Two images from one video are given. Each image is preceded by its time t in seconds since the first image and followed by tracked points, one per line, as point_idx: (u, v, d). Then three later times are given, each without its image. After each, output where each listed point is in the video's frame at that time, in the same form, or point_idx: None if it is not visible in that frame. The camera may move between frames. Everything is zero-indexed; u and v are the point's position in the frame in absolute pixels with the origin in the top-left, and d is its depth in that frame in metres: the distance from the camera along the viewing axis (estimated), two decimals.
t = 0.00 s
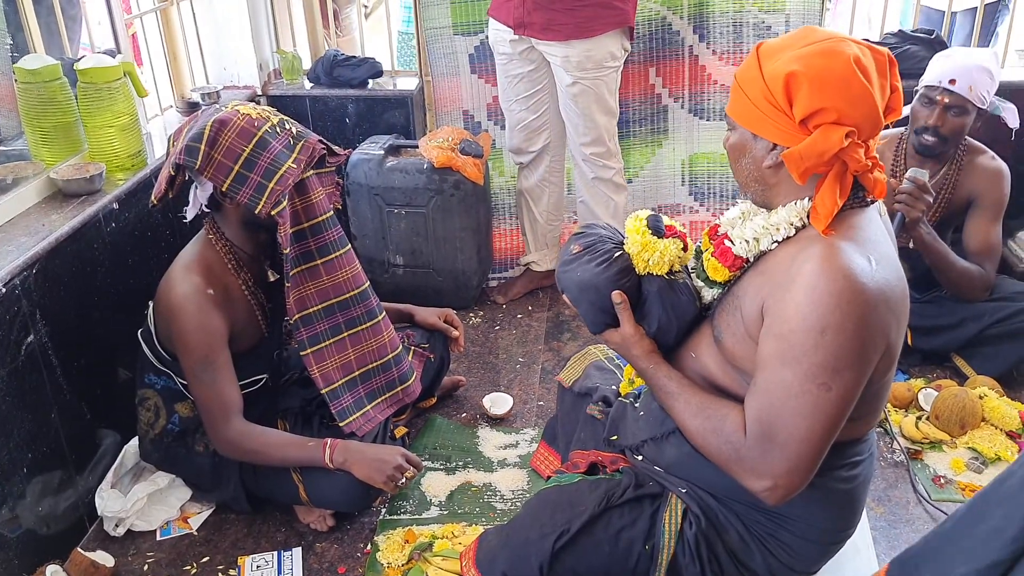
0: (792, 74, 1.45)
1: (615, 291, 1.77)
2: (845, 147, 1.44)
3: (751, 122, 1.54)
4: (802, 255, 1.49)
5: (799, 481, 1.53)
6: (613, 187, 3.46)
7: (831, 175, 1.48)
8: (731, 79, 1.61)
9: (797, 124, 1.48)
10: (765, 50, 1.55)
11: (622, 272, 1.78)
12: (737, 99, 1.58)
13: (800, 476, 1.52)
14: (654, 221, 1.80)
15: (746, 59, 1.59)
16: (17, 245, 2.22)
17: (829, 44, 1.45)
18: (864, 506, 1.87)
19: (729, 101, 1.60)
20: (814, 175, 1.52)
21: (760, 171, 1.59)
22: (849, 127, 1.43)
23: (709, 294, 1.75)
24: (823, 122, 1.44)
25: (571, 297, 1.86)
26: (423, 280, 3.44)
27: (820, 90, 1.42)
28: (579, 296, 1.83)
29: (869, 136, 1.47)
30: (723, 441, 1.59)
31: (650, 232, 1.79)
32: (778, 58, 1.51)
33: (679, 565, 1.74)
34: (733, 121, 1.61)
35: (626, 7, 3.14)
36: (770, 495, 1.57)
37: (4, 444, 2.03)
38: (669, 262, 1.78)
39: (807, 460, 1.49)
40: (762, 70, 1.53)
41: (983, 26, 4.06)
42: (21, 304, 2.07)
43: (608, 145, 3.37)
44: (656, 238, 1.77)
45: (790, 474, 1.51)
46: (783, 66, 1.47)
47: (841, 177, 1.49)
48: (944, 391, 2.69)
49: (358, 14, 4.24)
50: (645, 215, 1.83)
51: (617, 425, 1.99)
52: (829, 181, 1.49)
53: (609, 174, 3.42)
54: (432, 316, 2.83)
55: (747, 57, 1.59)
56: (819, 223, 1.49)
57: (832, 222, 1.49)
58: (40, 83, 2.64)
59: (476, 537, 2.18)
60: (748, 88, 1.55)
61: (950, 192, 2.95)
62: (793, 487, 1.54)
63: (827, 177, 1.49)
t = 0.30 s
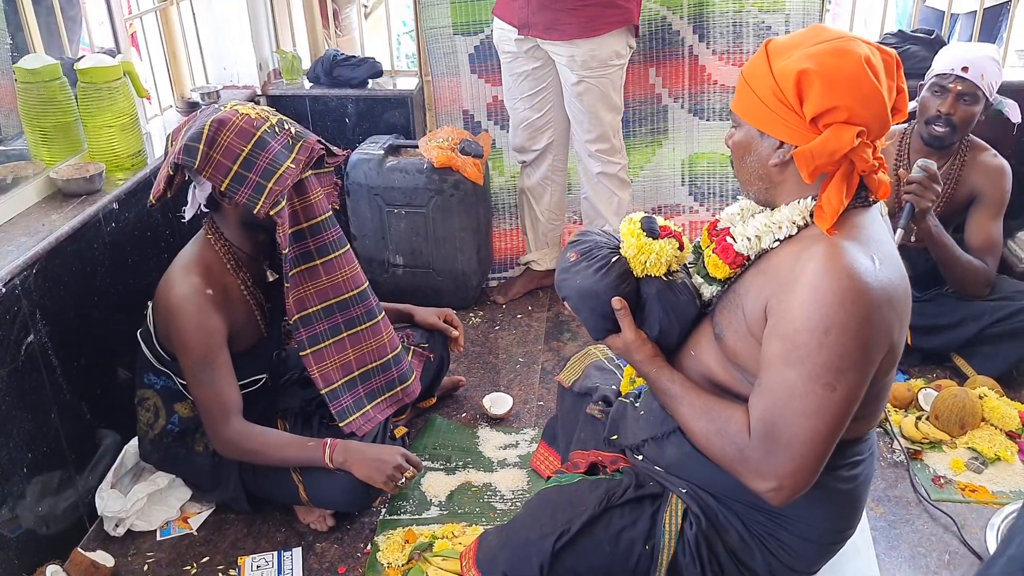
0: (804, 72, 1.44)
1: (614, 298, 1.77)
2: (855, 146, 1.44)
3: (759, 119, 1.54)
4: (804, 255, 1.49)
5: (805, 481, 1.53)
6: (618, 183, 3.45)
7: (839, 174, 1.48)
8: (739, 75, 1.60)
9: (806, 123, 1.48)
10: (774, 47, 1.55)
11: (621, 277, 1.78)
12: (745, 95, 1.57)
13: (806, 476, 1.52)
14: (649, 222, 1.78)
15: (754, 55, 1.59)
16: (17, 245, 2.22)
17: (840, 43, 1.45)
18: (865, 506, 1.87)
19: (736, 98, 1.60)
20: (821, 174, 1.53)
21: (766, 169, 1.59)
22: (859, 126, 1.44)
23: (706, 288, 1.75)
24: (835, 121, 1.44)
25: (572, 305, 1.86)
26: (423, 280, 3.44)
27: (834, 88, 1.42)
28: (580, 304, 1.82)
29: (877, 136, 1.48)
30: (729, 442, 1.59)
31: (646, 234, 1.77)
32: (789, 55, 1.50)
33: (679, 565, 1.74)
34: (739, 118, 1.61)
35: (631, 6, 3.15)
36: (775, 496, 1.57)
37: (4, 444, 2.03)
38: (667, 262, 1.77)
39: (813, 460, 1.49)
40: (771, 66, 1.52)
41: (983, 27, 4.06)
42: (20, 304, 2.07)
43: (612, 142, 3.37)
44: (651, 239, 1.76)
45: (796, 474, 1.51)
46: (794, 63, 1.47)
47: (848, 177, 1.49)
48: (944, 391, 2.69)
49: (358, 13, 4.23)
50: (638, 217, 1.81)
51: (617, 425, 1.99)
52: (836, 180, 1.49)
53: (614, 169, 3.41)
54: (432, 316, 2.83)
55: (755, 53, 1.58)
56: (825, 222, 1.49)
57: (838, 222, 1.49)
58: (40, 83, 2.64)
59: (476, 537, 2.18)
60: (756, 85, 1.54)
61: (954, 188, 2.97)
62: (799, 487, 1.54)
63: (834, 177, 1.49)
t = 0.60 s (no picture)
0: (805, 74, 1.44)
1: (614, 298, 1.77)
2: (857, 149, 1.44)
3: (759, 122, 1.54)
4: (803, 256, 1.50)
5: (805, 482, 1.53)
6: (620, 182, 3.45)
7: (840, 177, 1.49)
8: (737, 76, 1.60)
9: (806, 125, 1.48)
10: (773, 48, 1.55)
11: (621, 279, 1.79)
12: (743, 97, 1.57)
13: (806, 477, 1.52)
14: (647, 224, 1.82)
15: (753, 57, 1.59)
16: (17, 246, 2.22)
17: (840, 45, 1.45)
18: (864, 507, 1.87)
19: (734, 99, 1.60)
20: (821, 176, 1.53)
21: (766, 171, 1.59)
22: (860, 129, 1.44)
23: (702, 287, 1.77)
24: (837, 124, 1.44)
25: (572, 308, 1.86)
26: (423, 280, 3.44)
27: (837, 91, 1.42)
28: (579, 305, 1.83)
29: (877, 138, 1.48)
30: (729, 444, 1.59)
31: (644, 235, 1.80)
32: (789, 57, 1.50)
33: (679, 566, 1.74)
34: (738, 119, 1.61)
35: (636, 6, 3.15)
36: (775, 497, 1.56)
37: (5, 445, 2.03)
38: (666, 263, 1.79)
39: (812, 461, 1.49)
40: (771, 68, 1.52)
41: (983, 28, 4.06)
42: (21, 304, 2.07)
43: (615, 142, 3.37)
44: (650, 241, 1.79)
45: (796, 475, 1.51)
46: (796, 65, 1.47)
47: (849, 179, 1.49)
48: (944, 391, 2.69)
49: (358, 14, 4.24)
50: (636, 220, 1.84)
51: (617, 425, 2.00)
52: (837, 182, 1.49)
53: (617, 167, 3.41)
54: (432, 317, 2.84)
55: (754, 55, 1.58)
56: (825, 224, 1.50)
57: (837, 224, 1.50)
58: (40, 84, 2.64)
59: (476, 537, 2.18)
60: (755, 87, 1.54)
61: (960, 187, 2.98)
62: (799, 488, 1.54)
63: (834, 179, 1.49)
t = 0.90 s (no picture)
0: (801, 73, 1.45)
1: (606, 300, 1.77)
2: (853, 146, 1.45)
3: (753, 120, 1.54)
4: (794, 252, 1.50)
5: (799, 478, 1.53)
6: (618, 181, 3.45)
7: (834, 173, 1.50)
8: (729, 75, 1.61)
9: (801, 122, 1.48)
10: (764, 47, 1.55)
11: (612, 282, 1.78)
12: (736, 96, 1.57)
13: (799, 472, 1.52)
14: (635, 227, 1.80)
15: (745, 55, 1.59)
16: (15, 245, 2.22)
17: (833, 42, 1.46)
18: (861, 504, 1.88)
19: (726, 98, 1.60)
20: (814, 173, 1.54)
21: (760, 169, 1.60)
22: (856, 126, 1.45)
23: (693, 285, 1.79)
24: (833, 121, 1.45)
25: (564, 312, 1.84)
26: (422, 280, 3.45)
27: (833, 88, 1.43)
28: (571, 308, 1.81)
29: (870, 136, 1.50)
30: (722, 440, 1.59)
31: (633, 238, 1.79)
32: (782, 56, 1.50)
33: (676, 564, 1.74)
34: (730, 117, 1.61)
35: (635, 5, 3.15)
36: (769, 493, 1.57)
37: (4, 444, 2.04)
38: (656, 265, 1.78)
39: (805, 456, 1.49)
40: (764, 67, 1.53)
41: (981, 27, 4.06)
42: (20, 304, 2.07)
43: (614, 141, 3.37)
44: (638, 244, 1.78)
45: (789, 470, 1.51)
46: (790, 63, 1.47)
47: (843, 176, 1.50)
48: (942, 389, 2.69)
49: (356, 14, 4.24)
50: (624, 223, 1.83)
51: (616, 425, 2.01)
52: (832, 178, 1.50)
53: (615, 166, 3.41)
54: (430, 316, 2.84)
55: (745, 54, 1.59)
56: (819, 220, 1.50)
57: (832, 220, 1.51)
58: (39, 84, 2.64)
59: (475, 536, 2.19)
60: (748, 85, 1.55)
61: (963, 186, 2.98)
62: (793, 484, 1.54)
63: (828, 176, 1.51)
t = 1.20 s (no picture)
0: (794, 67, 1.46)
1: (572, 294, 1.73)
2: (845, 140, 1.47)
3: (744, 115, 1.55)
4: (782, 246, 1.51)
5: (771, 465, 1.53)
6: (615, 181, 3.45)
7: (826, 167, 1.51)
8: (720, 70, 1.61)
9: (793, 117, 1.49)
10: (756, 41, 1.56)
11: (577, 274, 1.75)
12: (726, 90, 1.58)
13: (771, 460, 1.52)
14: (595, 220, 1.78)
15: (737, 50, 1.59)
16: (15, 246, 2.22)
17: (826, 38, 1.47)
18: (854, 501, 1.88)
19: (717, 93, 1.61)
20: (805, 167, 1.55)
21: (751, 164, 1.60)
22: (848, 121, 1.46)
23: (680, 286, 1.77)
24: (826, 115, 1.46)
25: (532, 310, 1.81)
26: (422, 279, 3.45)
27: (825, 83, 1.44)
28: (539, 307, 1.77)
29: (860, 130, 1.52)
30: (697, 427, 1.59)
31: (593, 231, 1.76)
32: (774, 50, 1.51)
33: (676, 562, 1.74)
34: (721, 112, 1.62)
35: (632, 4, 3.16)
36: (740, 479, 1.57)
37: (5, 444, 2.04)
38: (621, 254, 1.75)
39: (779, 445, 1.50)
40: (756, 61, 1.53)
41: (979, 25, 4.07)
42: (20, 304, 2.07)
43: (611, 141, 3.37)
44: (600, 235, 1.75)
45: (762, 457, 1.52)
46: (783, 58, 1.48)
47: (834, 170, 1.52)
48: (942, 387, 2.70)
49: (355, 14, 4.24)
50: (585, 216, 1.81)
51: (612, 424, 2.02)
52: (824, 172, 1.52)
53: (612, 167, 3.42)
54: (430, 315, 2.85)
55: (737, 49, 1.59)
56: (811, 214, 1.52)
57: (822, 214, 1.52)
58: (38, 84, 2.65)
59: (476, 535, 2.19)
60: (740, 80, 1.55)
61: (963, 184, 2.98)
62: (764, 471, 1.54)
63: (819, 171, 1.52)
